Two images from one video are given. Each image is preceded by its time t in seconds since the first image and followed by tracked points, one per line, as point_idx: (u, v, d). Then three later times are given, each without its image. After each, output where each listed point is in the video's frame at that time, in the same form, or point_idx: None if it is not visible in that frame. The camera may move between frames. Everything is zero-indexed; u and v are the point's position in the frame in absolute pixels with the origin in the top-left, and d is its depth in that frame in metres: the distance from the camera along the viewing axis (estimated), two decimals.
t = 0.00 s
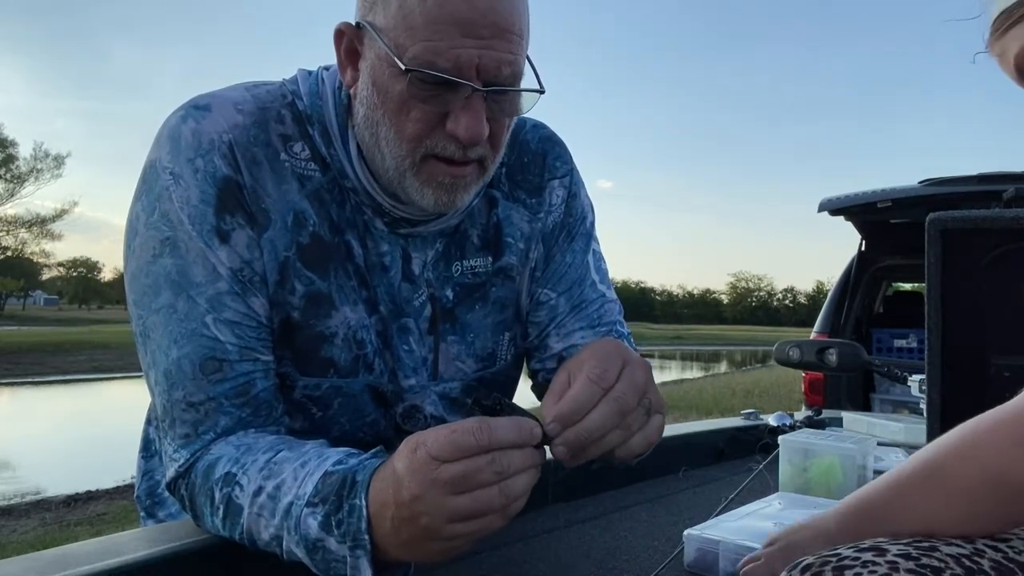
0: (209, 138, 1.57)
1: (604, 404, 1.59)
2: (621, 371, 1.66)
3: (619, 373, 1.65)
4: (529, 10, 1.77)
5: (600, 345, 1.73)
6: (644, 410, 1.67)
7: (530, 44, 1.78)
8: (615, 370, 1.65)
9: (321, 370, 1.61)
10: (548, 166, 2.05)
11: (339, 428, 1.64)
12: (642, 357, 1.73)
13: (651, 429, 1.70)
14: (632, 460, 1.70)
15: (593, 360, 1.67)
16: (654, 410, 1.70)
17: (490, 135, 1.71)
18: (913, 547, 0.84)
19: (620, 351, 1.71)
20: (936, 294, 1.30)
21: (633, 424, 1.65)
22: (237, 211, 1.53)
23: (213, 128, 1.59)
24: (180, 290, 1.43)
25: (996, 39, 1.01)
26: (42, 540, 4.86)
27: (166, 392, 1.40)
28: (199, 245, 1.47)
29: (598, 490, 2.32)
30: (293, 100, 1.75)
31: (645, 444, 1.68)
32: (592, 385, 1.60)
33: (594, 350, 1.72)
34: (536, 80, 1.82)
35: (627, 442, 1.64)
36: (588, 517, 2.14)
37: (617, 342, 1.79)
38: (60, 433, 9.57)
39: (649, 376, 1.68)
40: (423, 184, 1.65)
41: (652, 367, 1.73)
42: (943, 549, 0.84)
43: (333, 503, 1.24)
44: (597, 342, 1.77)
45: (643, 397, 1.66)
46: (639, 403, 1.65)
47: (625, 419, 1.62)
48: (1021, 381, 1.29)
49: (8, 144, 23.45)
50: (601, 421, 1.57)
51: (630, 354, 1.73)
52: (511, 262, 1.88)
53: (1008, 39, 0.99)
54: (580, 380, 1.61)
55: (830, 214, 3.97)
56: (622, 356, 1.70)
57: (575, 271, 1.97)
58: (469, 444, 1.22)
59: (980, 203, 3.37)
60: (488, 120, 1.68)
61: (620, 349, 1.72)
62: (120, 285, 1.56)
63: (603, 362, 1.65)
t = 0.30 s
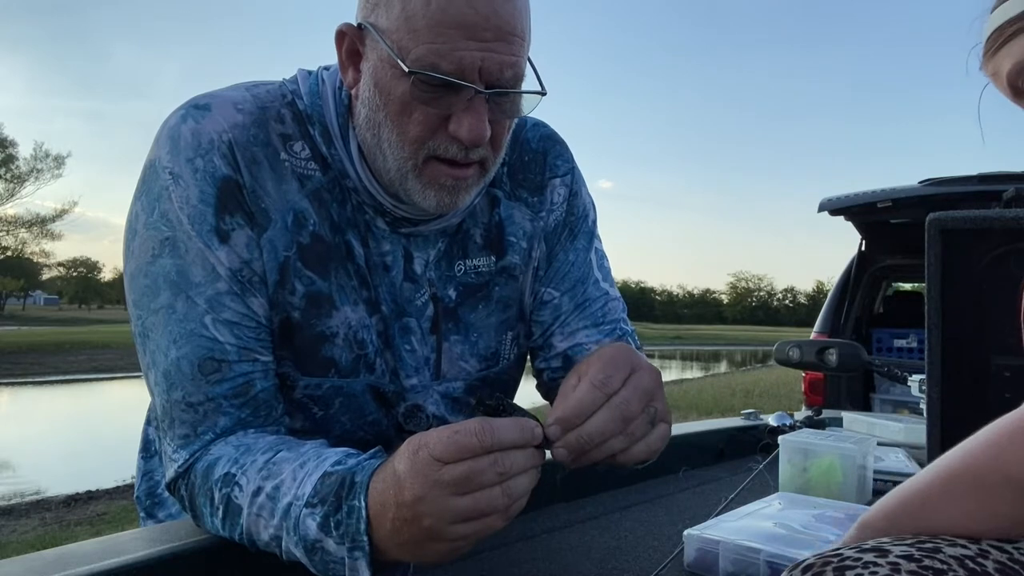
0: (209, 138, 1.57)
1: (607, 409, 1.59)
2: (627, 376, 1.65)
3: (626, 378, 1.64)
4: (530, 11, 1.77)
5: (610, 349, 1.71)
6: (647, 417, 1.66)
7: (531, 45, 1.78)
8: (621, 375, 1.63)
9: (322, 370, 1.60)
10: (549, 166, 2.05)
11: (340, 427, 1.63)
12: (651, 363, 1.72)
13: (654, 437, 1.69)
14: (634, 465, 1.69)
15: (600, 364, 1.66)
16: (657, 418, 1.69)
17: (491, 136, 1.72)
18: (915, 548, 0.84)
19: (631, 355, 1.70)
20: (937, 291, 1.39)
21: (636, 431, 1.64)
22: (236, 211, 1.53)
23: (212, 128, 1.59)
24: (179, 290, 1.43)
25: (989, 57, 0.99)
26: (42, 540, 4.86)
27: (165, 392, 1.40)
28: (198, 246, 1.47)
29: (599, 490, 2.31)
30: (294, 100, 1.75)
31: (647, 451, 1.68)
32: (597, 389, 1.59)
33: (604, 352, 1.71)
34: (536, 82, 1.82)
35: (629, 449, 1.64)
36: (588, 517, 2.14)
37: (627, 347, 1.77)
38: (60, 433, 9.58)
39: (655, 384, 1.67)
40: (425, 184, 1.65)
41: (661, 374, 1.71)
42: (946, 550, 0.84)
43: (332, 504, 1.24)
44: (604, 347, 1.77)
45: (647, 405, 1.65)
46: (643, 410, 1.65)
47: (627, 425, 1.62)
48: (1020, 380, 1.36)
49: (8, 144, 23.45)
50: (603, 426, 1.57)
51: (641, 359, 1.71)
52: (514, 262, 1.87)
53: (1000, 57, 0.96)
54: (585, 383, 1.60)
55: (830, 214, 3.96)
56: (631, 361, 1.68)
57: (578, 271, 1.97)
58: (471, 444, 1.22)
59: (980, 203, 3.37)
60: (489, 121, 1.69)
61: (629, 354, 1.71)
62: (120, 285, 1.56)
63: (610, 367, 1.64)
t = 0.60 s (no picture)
0: (208, 137, 1.57)
1: (612, 410, 1.59)
2: (638, 380, 1.64)
3: (636, 383, 1.64)
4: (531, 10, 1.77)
5: (626, 347, 1.70)
6: (647, 425, 1.67)
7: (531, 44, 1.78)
8: (632, 379, 1.63)
9: (323, 369, 1.60)
10: (550, 164, 2.05)
11: (341, 427, 1.64)
12: (664, 371, 1.71)
13: (648, 445, 1.69)
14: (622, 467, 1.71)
15: (615, 363, 1.65)
16: (657, 424, 1.70)
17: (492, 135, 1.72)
18: (918, 549, 0.84)
19: (648, 360, 1.68)
20: (936, 292, 1.40)
21: (632, 437, 1.65)
22: (235, 211, 1.53)
23: (212, 127, 1.59)
24: (178, 290, 1.44)
25: (981, 70, 1.05)
26: (42, 540, 4.86)
27: (164, 392, 1.40)
28: (197, 246, 1.47)
29: (598, 489, 2.32)
30: (293, 99, 1.75)
31: (640, 453, 1.69)
32: (606, 389, 1.59)
33: (621, 351, 1.70)
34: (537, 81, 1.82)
35: (621, 452, 1.65)
36: (588, 517, 2.14)
37: (641, 346, 1.76)
38: (60, 433, 9.58)
39: (662, 393, 1.67)
40: (425, 182, 1.65)
41: (671, 385, 1.70)
42: (949, 551, 0.84)
43: (330, 506, 1.24)
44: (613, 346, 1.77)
45: (651, 414, 1.66)
46: (646, 418, 1.65)
47: (627, 429, 1.62)
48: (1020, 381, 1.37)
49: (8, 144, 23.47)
50: (605, 427, 1.58)
51: (657, 365, 1.70)
52: (516, 260, 1.88)
53: (991, 71, 1.02)
54: (596, 380, 1.60)
55: (830, 214, 3.97)
56: (647, 367, 1.67)
57: (580, 269, 1.97)
58: (468, 448, 1.22)
59: (979, 203, 3.37)
60: (490, 120, 1.69)
61: (645, 357, 1.70)
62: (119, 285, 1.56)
63: (623, 369, 1.63)
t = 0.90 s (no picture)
0: (206, 137, 1.57)
1: (620, 423, 1.59)
2: (649, 397, 1.64)
3: (646, 399, 1.64)
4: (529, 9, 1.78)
5: (646, 362, 1.69)
6: (647, 441, 1.67)
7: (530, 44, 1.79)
8: (643, 397, 1.63)
9: (322, 369, 1.60)
10: (549, 164, 2.05)
11: (340, 426, 1.63)
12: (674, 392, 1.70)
13: (642, 460, 1.70)
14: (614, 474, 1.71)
15: (630, 378, 1.65)
16: (655, 443, 1.70)
17: (490, 134, 1.72)
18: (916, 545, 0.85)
19: (662, 378, 1.68)
20: (936, 291, 1.40)
21: (630, 451, 1.65)
22: (234, 211, 1.53)
23: (210, 127, 1.59)
24: (176, 291, 1.44)
25: (972, 68, 1.06)
26: (42, 540, 4.86)
27: (163, 393, 1.40)
28: (196, 246, 1.47)
29: (598, 489, 2.31)
30: (291, 99, 1.75)
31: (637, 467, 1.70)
32: (618, 402, 1.59)
33: (633, 364, 1.70)
34: (536, 81, 1.82)
35: (617, 462, 1.66)
36: (588, 517, 2.13)
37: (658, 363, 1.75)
38: (60, 433, 9.57)
39: (667, 413, 1.67)
40: (424, 181, 1.65)
41: (677, 405, 1.70)
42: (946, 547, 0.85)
43: (329, 507, 1.24)
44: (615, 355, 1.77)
45: (654, 431, 1.66)
46: (648, 435, 1.65)
47: (630, 442, 1.62)
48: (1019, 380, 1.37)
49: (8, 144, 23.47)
50: (608, 439, 1.58)
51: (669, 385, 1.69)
52: (515, 261, 1.87)
53: (983, 67, 1.03)
54: (609, 392, 1.60)
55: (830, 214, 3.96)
56: (659, 384, 1.67)
57: (578, 270, 1.97)
58: (467, 449, 1.22)
59: (979, 203, 3.37)
60: (488, 119, 1.69)
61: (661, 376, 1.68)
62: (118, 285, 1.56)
63: (635, 384, 1.63)
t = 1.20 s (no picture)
0: (206, 137, 1.57)
1: (615, 410, 1.59)
2: (636, 376, 1.64)
3: (635, 378, 1.63)
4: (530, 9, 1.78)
5: (618, 344, 1.70)
6: (650, 420, 1.66)
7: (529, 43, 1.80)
8: (630, 374, 1.63)
9: (322, 369, 1.60)
10: (548, 164, 2.05)
11: (340, 426, 1.63)
12: (658, 364, 1.70)
13: (652, 440, 1.69)
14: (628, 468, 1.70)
15: (610, 362, 1.65)
16: (659, 419, 1.69)
17: (490, 131, 1.72)
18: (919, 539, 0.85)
19: (639, 354, 1.69)
20: (935, 290, 1.40)
21: (636, 434, 1.65)
22: (234, 211, 1.53)
23: (210, 127, 1.59)
24: (176, 290, 1.44)
25: (989, 31, 0.97)
26: (42, 540, 4.86)
27: (163, 393, 1.40)
28: (196, 246, 1.47)
29: (598, 489, 2.31)
30: (291, 98, 1.75)
31: (651, 447, 1.70)
32: (606, 389, 1.59)
33: (611, 349, 1.70)
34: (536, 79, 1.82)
35: (628, 451, 1.65)
36: (588, 517, 2.13)
37: (636, 345, 1.76)
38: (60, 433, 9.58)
39: (660, 386, 1.66)
40: (423, 176, 1.65)
41: (666, 374, 1.70)
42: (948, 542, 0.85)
43: (331, 506, 1.24)
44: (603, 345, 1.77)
45: (653, 407, 1.65)
46: (649, 412, 1.65)
47: (631, 427, 1.62)
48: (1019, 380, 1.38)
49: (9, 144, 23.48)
50: (608, 427, 1.58)
51: (648, 358, 1.70)
52: (514, 260, 1.87)
53: (1004, 28, 0.94)
54: (595, 381, 1.60)
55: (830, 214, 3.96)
56: (640, 360, 1.67)
57: (577, 270, 1.97)
58: (469, 445, 1.22)
59: (979, 202, 3.37)
60: (487, 116, 1.69)
61: (637, 352, 1.70)
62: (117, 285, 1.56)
63: (620, 366, 1.64)
